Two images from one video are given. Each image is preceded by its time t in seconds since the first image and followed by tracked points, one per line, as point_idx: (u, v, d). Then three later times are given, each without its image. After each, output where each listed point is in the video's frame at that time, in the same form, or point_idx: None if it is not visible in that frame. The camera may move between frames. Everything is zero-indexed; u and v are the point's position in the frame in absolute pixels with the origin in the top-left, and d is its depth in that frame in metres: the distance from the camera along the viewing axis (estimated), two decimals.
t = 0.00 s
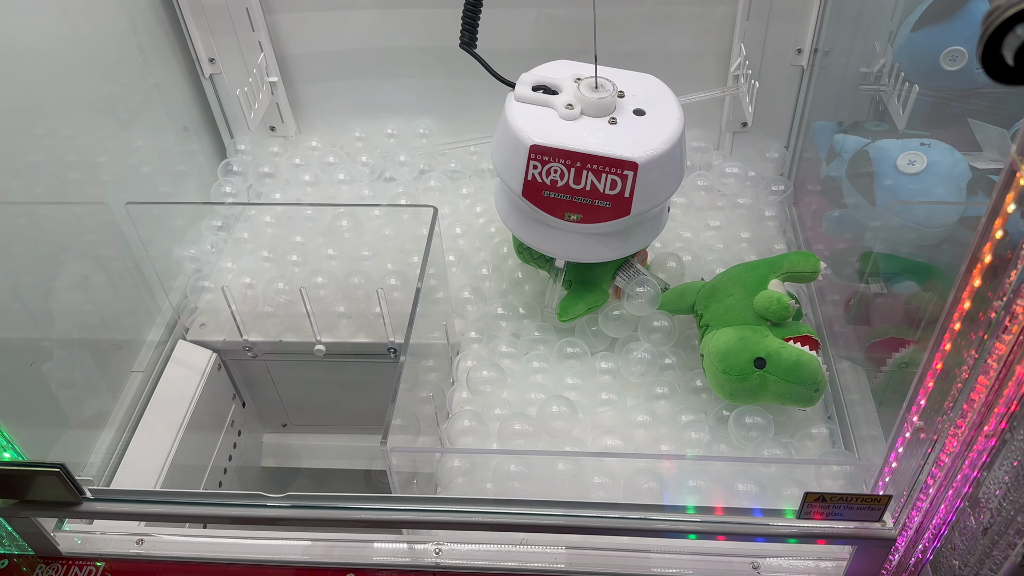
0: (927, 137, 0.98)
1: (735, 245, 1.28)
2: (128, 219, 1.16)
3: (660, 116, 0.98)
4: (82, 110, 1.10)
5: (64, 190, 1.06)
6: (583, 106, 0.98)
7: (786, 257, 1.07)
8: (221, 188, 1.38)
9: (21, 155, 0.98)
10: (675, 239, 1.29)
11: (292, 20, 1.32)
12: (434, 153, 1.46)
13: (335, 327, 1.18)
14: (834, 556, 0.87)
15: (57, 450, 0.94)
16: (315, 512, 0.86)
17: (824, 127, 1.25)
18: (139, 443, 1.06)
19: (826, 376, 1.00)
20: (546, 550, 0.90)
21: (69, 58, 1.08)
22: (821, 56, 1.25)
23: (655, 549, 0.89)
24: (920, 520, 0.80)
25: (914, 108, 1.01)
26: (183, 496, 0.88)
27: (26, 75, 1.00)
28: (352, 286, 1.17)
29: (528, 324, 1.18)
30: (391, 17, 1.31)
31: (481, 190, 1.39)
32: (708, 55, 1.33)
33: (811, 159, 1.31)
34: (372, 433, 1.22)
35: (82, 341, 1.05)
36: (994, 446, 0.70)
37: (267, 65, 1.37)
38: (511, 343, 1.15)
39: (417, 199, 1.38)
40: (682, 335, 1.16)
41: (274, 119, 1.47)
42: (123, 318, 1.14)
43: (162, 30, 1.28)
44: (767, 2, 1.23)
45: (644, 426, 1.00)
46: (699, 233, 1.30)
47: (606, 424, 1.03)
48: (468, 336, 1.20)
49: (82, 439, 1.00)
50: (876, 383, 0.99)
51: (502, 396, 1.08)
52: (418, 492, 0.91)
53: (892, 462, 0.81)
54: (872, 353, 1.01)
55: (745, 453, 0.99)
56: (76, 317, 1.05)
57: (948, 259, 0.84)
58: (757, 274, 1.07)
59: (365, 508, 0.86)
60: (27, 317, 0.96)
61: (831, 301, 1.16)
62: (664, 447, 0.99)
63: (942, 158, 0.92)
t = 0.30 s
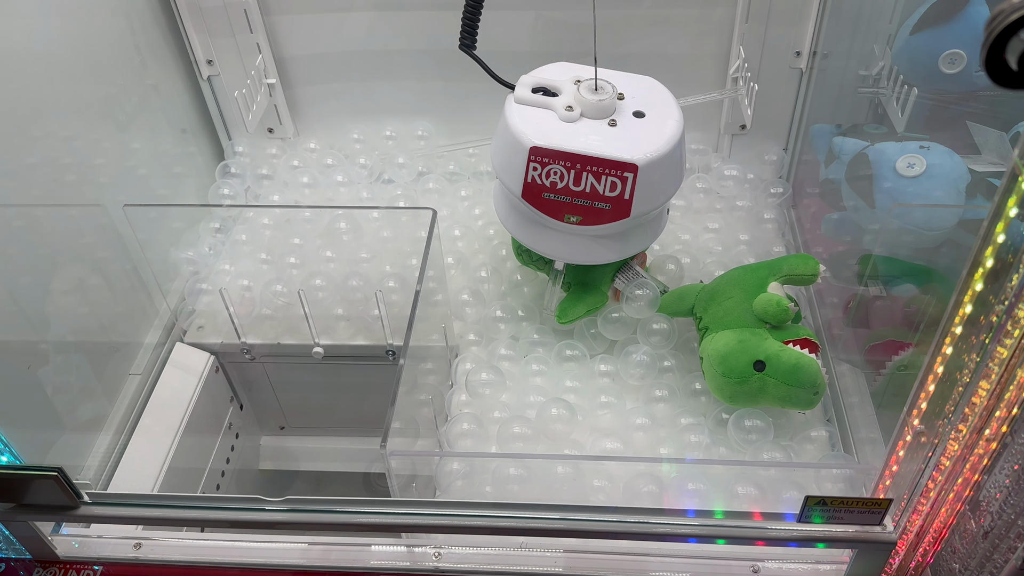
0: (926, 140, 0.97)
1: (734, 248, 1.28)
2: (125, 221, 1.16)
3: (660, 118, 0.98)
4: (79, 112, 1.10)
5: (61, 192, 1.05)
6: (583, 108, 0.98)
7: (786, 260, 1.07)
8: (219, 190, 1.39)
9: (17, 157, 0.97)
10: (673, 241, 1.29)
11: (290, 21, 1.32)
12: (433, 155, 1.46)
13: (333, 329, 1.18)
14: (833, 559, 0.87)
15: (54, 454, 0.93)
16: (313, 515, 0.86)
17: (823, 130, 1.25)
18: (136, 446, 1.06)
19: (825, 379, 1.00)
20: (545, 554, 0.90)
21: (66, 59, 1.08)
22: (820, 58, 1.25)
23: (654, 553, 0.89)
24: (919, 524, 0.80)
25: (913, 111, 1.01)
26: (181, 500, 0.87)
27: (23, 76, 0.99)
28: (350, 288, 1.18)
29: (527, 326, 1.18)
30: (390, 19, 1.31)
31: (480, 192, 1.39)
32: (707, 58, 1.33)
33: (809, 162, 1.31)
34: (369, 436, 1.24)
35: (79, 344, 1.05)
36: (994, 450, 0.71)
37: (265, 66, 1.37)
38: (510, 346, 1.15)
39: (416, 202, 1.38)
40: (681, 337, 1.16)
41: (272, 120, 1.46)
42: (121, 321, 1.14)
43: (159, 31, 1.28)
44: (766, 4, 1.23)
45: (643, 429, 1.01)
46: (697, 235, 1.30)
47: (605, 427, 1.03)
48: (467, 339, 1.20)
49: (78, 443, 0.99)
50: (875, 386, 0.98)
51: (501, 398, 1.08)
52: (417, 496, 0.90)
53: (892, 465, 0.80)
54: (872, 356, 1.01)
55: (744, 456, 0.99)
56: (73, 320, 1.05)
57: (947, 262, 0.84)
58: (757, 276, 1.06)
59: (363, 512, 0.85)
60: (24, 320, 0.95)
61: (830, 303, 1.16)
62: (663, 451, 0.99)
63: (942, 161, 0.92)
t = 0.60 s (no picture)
0: (924, 142, 0.98)
1: (732, 249, 1.28)
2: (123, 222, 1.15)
3: (658, 121, 0.98)
4: (77, 113, 1.10)
5: (59, 194, 1.05)
6: (580, 111, 0.98)
7: (784, 261, 1.07)
8: (217, 191, 1.39)
9: (15, 159, 0.97)
10: (671, 243, 1.30)
11: (288, 23, 1.32)
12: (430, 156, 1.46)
13: (331, 330, 1.18)
14: (831, 560, 0.87)
15: (53, 456, 0.93)
16: (312, 516, 0.86)
17: (820, 131, 1.26)
18: (134, 448, 1.05)
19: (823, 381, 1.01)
20: (543, 555, 0.90)
21: (65, 61, 1.08)
22: (817, 60, 1.26)
23: (653, 554, 0.89)
24: (918, 525, 0.80)
25: (910, 113, 1.01)
26: (179, 501, 0.87)
27: (21, 78, 0.99)
28: (348, 289, 1.18)
29: (526, 328, 1.18)
30: (388, 21, 1.31)
31: (479, 193, 1.39)
32: (704, 60, 1.33)
33: (807, 163, 1.31)
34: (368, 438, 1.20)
35: (77, 346, 1.05)
36: (993, 451, 0.71)
37: (263, 68, 1.37)
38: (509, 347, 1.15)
39: (414, 203, 1.38)
40: (679, 339, 1.16)
41: (270, 122, 1.46)
42: (119, 322, 1.14)
43: (157, 32, 1.28)
44: (764, 7, 1.23)
45: (642, 430, 1.01)
46: (695, 236, 1.31)
47: (603, 428, 1.03)
48: (465, 340, 1.20)
49: (77, 445, 0.99)
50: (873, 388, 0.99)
51: (499, 400, 1.08)
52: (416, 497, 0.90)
53: (891, 466, 0.81)
54: (869, 357, 1.01)
55: (742, 457, 0.99)
56: (71, 322, 1.04)
57: (944, 265, 0.85)
58: (755, 278, 1.07)
59: (362, 513, 0.85)
60: (22, 321, 0.95)
61: (828, 305, 1.16)
62: (661, 451, 0.98)
63: (938, 163, 0.92)
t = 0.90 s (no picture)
0: (919, 144, 0.98)
1: (727, 251, 1.28)
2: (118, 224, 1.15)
3: (653, 124, 0.98)
4: (73, 115, 1.09)
5: (55, 196, 1.05)
6: (576, 113, 0.98)
7: (779, 263, 1.07)
8: (213, 194, 1.38)
9: (11, 161, 0.97)
10: (667, 245, 1.30)
11: (284, 25, 1.32)
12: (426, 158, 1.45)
13: (327, 333, 1.18)
14: (827, 562, 0.87)
15: (48, 458, 0.93)
16: (308, 519, 0.85)
17: (816, 134, 1.26)
18: (129, 451, 1.05)
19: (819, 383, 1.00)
20: (540, 557, 0.90)
21: (59, 63, 1.07)
22: (813, 63, 1.26)
23: (649, 557, 0.89)
24: (914, 526, 0.80)
25: (904, 116, 1.01)
26: (175, 505, 0.87)
27: (16, 81, 0.99)
28: (344, 292, 1.16)
29: (522, 330, 1.18)
30: (384, 23, 1.31)
31: (475, 196, 1.39)
32: (700, 63, 1.34)
33: (802, 166, 1.31)
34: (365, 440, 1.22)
35: (73, 349, 1.04)
36: (988, 453, 0.71)
37: (259, 70, 1.37)
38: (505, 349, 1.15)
39: (411, 205, 1.38)
40: (675, 341, 1.17)
41: (266, 124, 1.46)
42: (115, 325, 1.13)
43: (153, 34, 1.28)
44: (759, 9, 1.24)
45: (638, 432, 1.01)
46: (691, 238, 1.31)
47: (599, 430, 1.03)
48: (462, 343, 1.19)
49: (72, 449, 0.99)
50: (869, 389, 0.99)
51: (495, 402, 1.08)
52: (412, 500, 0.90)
53: (886, 468, 0.81)
54: (865, 359, 1.01)
55: (738, 459, 0.99)
56: (67, 324, 1.04)
57: (939, 266, 0.85)
58: (751, 280, 1.07)
59: (358, 516, 0.85)
60: (17, 324, 0.94)
61: (823, 306, 1.16)
62: (658, 453, 0.99)
63: (933, 165, 0.93)
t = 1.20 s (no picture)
0: (912, 147, 0.99)
1: (722, 253, 1.29)
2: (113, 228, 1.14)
3: (647, 127, 0.98)
4: (68, 119, 1.09)
5: (50, 200, 1.05)
6: (570, 117, 0.98)
7: (774, 266, 1.08)
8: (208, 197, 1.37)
9: (5, 165, 0.97)
10: (661, 247, 1.30)
11: (279, 29, 1.32)
12: (422, 161, 1.45)
13: (322, 336, 1.18)
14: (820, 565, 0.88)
15: (44, 461, 0.93)
16: (304, 523, 0.85)
17: (810, 137, 1.26)
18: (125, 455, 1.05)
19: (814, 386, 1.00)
20: (535, 560, 0.90)
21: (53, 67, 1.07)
22: (807, 66, 1.27)
23: (644, 559, 0.90)
24: (907, 527, 0.80)
25: (898, 118, 1.02)
26: (169, 509, 0.87)
27: (11, 85, 0.99)
28: (340, 295, 1.17)
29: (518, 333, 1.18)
30: (380, 27, 1.32)
31: (471, 199, 1.39)
32: (695, 66, 1.34)
33: (796, 168, 1.32)
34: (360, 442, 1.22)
35: (68, 353, 1.04)
36: (980, 454, 0.71)
37: (254, 73, 1.37)
38: (500, 352, 1.15)
39: (406, 208, 1.38)
40: (670, 344, 1.17)
41: (261, 127, 1.46)
42: (110, 328, 1.13)
43: (148, 37, 1.28)
44: (753, 12, 1.24)
45: (632, 435, 1.01)
46: (686, 241, 1.31)
47: (594, 433, 1.04)
48: (457, 346, 1.20)
49: (67, 454, 0.98)
50: (863, 391, 0.99)
51: (490, 404, 1.08)
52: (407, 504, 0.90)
53: (880, 471, 0.81)
54: (859, 361, 1.01)
55: (732, 462, 0.98)
56: (63, 328, 1.04)
57: (933, 268, 0.85)
58: (744, 283, 1.07)
59: (353, 520, 0.85)
60: (14, 328, 0.94)
61: (818, 308, 1.16)
62: (652, 455, 1.00)
63: (927, 168, 0.93)
